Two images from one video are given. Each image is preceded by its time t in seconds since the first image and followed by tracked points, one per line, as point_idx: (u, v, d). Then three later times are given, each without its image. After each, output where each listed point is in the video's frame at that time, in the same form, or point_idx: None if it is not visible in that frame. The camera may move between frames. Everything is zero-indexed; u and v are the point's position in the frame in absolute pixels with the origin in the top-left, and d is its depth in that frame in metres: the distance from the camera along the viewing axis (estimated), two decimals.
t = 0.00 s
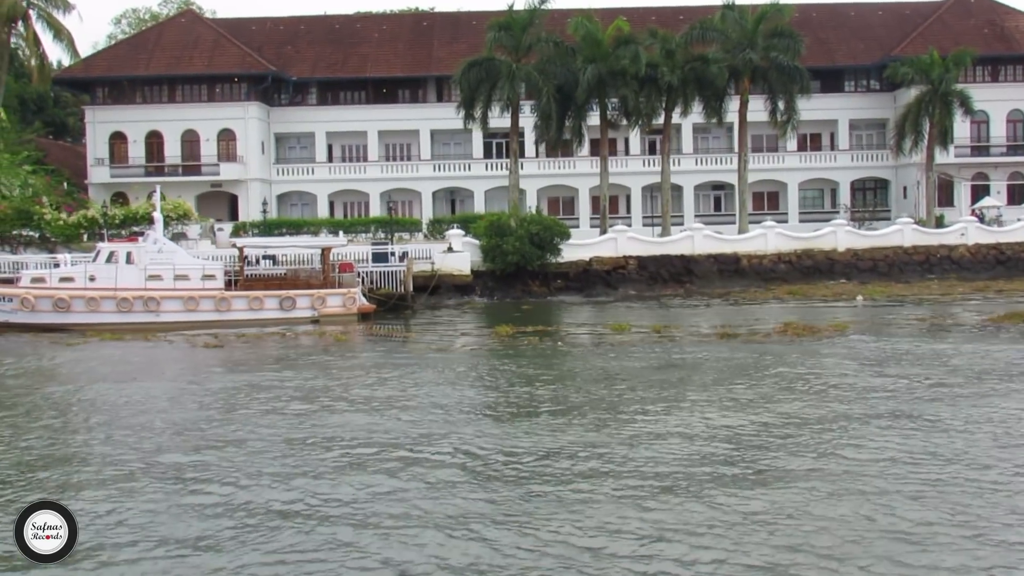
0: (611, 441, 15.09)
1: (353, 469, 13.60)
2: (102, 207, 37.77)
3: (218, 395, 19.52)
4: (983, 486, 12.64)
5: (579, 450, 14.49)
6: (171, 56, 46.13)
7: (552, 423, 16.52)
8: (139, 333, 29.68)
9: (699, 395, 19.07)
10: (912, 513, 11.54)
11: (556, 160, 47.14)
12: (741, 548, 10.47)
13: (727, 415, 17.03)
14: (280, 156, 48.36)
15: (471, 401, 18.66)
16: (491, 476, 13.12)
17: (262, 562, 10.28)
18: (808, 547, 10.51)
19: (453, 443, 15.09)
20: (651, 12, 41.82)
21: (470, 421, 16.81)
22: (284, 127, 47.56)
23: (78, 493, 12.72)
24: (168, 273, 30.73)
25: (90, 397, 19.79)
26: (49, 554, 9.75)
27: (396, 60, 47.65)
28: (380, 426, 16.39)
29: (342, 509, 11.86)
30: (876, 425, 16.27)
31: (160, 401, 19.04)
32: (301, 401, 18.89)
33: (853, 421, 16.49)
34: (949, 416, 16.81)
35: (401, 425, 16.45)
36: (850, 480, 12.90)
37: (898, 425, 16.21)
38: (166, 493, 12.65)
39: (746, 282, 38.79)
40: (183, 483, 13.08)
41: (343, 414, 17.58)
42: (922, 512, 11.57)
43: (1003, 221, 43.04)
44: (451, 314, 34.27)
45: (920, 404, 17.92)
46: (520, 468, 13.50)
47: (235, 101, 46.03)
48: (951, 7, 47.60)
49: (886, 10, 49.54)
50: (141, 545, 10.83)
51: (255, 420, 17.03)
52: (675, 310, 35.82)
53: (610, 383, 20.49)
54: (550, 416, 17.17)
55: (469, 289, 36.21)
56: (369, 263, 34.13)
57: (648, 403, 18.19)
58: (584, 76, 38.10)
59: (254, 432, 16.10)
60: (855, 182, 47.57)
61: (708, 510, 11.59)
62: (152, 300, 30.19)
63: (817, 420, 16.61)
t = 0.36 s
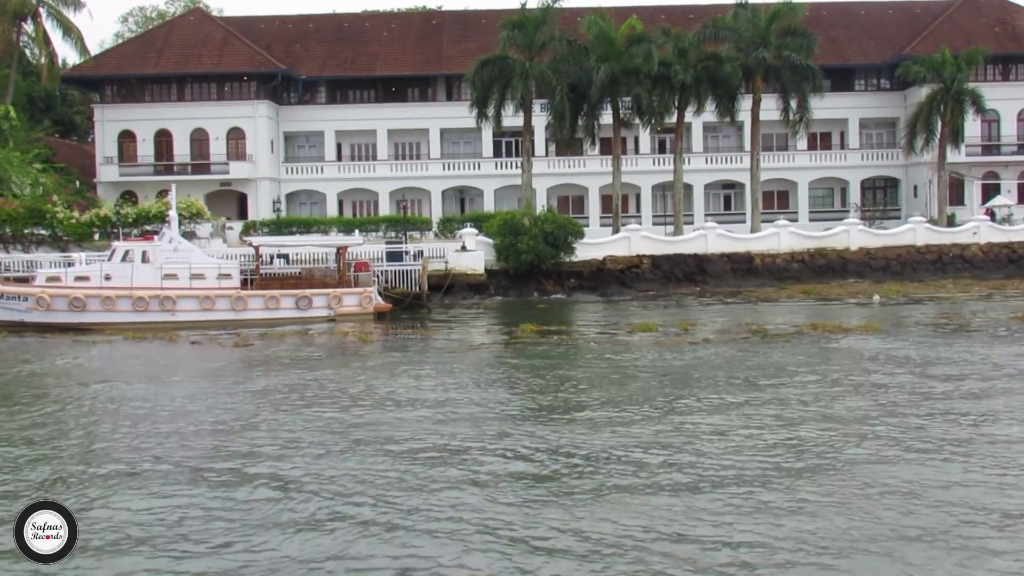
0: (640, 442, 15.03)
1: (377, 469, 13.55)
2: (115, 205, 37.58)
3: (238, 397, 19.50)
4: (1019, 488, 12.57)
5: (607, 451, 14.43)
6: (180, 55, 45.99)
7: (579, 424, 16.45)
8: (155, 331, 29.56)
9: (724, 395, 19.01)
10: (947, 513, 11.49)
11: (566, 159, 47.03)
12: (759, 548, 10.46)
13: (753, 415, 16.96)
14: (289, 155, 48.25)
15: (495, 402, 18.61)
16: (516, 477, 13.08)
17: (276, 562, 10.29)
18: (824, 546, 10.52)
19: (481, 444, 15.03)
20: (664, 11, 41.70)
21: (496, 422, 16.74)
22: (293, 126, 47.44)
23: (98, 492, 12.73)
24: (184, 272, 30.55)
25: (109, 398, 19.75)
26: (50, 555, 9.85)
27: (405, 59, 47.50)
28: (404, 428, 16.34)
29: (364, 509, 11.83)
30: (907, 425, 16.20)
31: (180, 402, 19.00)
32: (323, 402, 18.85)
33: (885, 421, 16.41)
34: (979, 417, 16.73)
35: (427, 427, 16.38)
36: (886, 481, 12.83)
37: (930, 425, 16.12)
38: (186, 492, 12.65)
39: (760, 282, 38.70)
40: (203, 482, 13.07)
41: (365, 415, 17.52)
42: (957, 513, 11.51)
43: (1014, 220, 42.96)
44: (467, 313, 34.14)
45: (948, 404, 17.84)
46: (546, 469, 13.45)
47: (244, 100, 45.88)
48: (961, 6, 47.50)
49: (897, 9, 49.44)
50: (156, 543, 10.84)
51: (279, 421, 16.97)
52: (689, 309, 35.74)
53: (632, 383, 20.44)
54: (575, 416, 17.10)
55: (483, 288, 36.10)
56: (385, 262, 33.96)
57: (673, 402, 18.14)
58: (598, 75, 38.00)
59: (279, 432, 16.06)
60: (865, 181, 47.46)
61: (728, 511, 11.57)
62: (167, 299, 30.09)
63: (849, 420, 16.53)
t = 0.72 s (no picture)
0: (671, 441, 14.92)
1: (403, 470, 13.43)
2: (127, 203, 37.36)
3: (259, 399, 19.43)
4: None
5: (639, 450, 14.31)
6: (188, 53, 45.85)
7: (608, 423, 16.32)
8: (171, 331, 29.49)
9: (749, 393, 18.91)
10: (984, 513, 11.36)
11: (575, 158, 46.94)
12: (781, 548, 10.35)
13: (779, 413, 16.85)
14: (296, 153, 48.11)
15: (520, 402, 18.50)
16: (544, 477, 12.96)
17: (291, 564, 10.19)
18: (847, 545, 10.42)
19: (512, 444, 14.90)
20: (677, 10, 41.66)
21: (524, 422, 16.63)
22: (300, 124, 47.29)
23: (119, 492, 12.64)
24: (199, 271, 30.39)
25: (128, 399, 19.66)
26: (50, 554, 9.74)
27: (414, 58, 47.37)
28: (431, 428, 16.21)
29: (386, 510, 11.72)
30: (941, 423, 16.07)
31: (200, 403, 18.90)
32: (343, 403, 18.74)
33: (918, 420, 16.29)
34: (1010, 416, 16.62)
35: (455, 427, 16.26)
36: (924, 480, 12.70)
37: (963, 424, 16.01)
38: (205, 493, 12.55)
39: (772, 280, 38.60)
40: (224, 483, 12.97)
41: (388, 416, 17.40)
42: (995, 512, 11.38)
43: None
44: (482, 312, 34.04)
45: (977, 402, 17.72)
46: (576, 469, 13.33)
47: (252, 99, 45.78)
48: (971, 5, 47.43)
49: (906, 7, 49.41)
50: (172, 546, 10.76)
51: (303, 422, 16.86)
52: (701, 308, 35.68)
53: (655, 382, 20.31)
54: (602, 416, 16.98)
55: (496, 287, 35.99)
56: (399, 261, 33.82)
57: (699, 401, 18.04)
58: (610, 74, 37.92)
59: (303, 433, 15.94)
60: (874, 179, 47.38)
61: (753, 510, 11.47)
62: (183, 299, 30.03)
63: (882, 419, 16.41)
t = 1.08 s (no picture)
0: (703, 439, 14.79)
1: (429, 471, 13.28)
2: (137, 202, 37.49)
3: (280, 399, 19.30)
4: None
5: (670, 450, 14.18)
6: (196, 51, 45.71)
7: (637, 422, 16.18)
8: (186, 331, 29.42)
9: (774, 391, 18.77)
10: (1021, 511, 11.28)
11: (583, 156, 46.87)
12: (807, 550, 10.21)
13: (806, 411, 16.73)
14: (304, 152, 47.97)
15: (546, 402, 18.42)
16: (573, 476, 12.82)
17: (308, 568, 10.05)
18: (873, 547, 10.27)
19: (541, 443, 14.75)
20: (687, 7, 41.66)
21: (554, 420, 16.54)
22: (308, 123, 47.17)
23: (140, 495, 12.52)
24: (214, 270, 30.19)
25: (148, 399, 19.55)
26: (50, 554, 9.60)
27: (421, 56, 47.26)
28: (456, 429, 16.06)
29: (411, 512, 11.57)
30: (973, 419, 15.99)
31: (219, 404, 18.78)
32: (365, 403, 18.61)
33: (949, 416, 16.19)
34: None
35: (482, 427, 16.12)
36: (961, 478, 12.61)
37: (995, 420, 15.90)
38: (226, 496, 12.42)
39: (784, 279, 38.53)
40: (246, 486, 12.84)
41: (411, 417, 17.27)
42: None
43: None
44: (495, 311, 33.96)
45: (1006, 400, 17.63)
46: (605, 469, 13.18)
47: (260, 97, 45.73)
48: (979, 3, 47.37)
49: (913, 5, 49.39)
50: (188, 549, 10.63)
51: (327, 423, 16.73)
52: (713, 306, 35.63)
53: (677, 381, 20.20)
54: (628, 415, 16.84)
55: (509, 286, 35.89)
56: (412, 260, 33.72)
57: (724, 400, 17.91)
58: (622, 72, 37.82)
59: (327, 434, 15.82)
60: (883, 178, 47.28)
61: (782, 511, 11.32)
62: (198, 298, 29.97)
63: (913, 417, 16.31)
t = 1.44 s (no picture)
0: (725, 444, 14.89)
1: (449, 475, 13.45)
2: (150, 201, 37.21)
3: (300, 399, 19.12)
4: None
5: (692, 454, 14.31)
6: (204, 49, 45.59)
7: (660, 426, 16.28)
8: (201, 331, 29.30)
9: (792, 396, 18.86)
10: None
11: (591, 155, 46.75)
12: (804, 559, 10.43)
13: (829, 417, 16.79)
14: (312, 150, 47.84)
15: (572, 403, 18.41)
16: (590, 482, 12.99)
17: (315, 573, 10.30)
18: (871, 556, 10.48)
19: (563, 446, 14.86)
20: (698, 5, 41.56)
21: (581, 423, 16.55)
22: (316, 121, 47.08)
23: (161, 498, 12.74)
24: (229, 269, 30.16)
25: (169, 397, 19.63)
26: (50, 553, 10.02)
27: (430, 54, 47.13)
28: (479, 430, 16.17)
29: (425, 519, 11.76)
30: (997, 425, 16.03)
31: (239, 403, 18.88)
32: (389, 404, 18.61)
33: (973, 422, 16.24)
34: None
35: (505, 429, 16.22)
36: (986, 488, 12.68)
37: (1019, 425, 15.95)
38: (244, 500, 12.63)
39: (796, 278, 38.45)
40: (264, 489, 13.04)
41: (432, 416, 17.35)
42: None
43: None
44: (510, 310, 33.83)
45: None
46: (624, 473, 13.33)
47: (270, 95, 45.48)
48: (988, 1, 47.30)
49: (922, 4, 49.34)
50: (199, 553, 10.89)
51: (350, 423, 16.83)
52: (725, 305, 35.56)
53: (696, 384, 20.27)
54: (648, 418, 16.94)
55: (522, 284, 35.82)
56: (426, 258, 33.60)
57: (745, 403, 17.99)
58: (635, 70, 37.71)
59: (349, 435, 15.94)
60: (891, 176, 47.17)
61: (793, 519, 11.52)
62: (213, 298, 29.83)
63: (937, 422, 16.35)
